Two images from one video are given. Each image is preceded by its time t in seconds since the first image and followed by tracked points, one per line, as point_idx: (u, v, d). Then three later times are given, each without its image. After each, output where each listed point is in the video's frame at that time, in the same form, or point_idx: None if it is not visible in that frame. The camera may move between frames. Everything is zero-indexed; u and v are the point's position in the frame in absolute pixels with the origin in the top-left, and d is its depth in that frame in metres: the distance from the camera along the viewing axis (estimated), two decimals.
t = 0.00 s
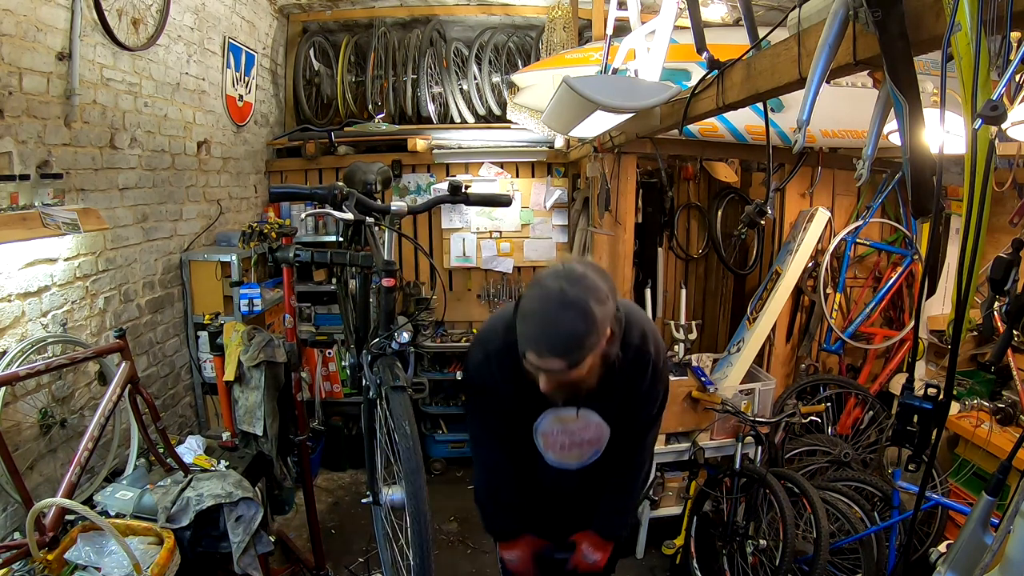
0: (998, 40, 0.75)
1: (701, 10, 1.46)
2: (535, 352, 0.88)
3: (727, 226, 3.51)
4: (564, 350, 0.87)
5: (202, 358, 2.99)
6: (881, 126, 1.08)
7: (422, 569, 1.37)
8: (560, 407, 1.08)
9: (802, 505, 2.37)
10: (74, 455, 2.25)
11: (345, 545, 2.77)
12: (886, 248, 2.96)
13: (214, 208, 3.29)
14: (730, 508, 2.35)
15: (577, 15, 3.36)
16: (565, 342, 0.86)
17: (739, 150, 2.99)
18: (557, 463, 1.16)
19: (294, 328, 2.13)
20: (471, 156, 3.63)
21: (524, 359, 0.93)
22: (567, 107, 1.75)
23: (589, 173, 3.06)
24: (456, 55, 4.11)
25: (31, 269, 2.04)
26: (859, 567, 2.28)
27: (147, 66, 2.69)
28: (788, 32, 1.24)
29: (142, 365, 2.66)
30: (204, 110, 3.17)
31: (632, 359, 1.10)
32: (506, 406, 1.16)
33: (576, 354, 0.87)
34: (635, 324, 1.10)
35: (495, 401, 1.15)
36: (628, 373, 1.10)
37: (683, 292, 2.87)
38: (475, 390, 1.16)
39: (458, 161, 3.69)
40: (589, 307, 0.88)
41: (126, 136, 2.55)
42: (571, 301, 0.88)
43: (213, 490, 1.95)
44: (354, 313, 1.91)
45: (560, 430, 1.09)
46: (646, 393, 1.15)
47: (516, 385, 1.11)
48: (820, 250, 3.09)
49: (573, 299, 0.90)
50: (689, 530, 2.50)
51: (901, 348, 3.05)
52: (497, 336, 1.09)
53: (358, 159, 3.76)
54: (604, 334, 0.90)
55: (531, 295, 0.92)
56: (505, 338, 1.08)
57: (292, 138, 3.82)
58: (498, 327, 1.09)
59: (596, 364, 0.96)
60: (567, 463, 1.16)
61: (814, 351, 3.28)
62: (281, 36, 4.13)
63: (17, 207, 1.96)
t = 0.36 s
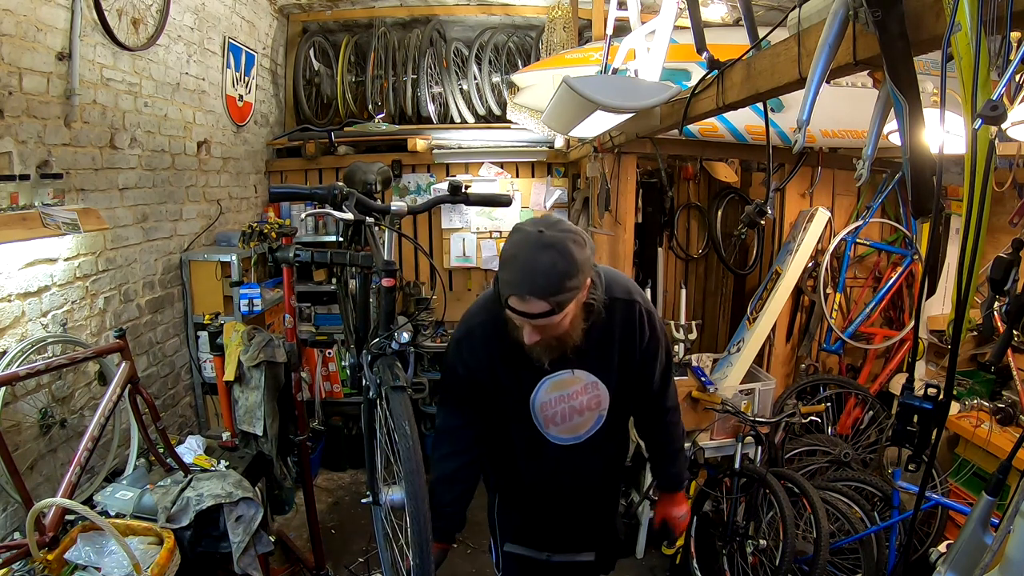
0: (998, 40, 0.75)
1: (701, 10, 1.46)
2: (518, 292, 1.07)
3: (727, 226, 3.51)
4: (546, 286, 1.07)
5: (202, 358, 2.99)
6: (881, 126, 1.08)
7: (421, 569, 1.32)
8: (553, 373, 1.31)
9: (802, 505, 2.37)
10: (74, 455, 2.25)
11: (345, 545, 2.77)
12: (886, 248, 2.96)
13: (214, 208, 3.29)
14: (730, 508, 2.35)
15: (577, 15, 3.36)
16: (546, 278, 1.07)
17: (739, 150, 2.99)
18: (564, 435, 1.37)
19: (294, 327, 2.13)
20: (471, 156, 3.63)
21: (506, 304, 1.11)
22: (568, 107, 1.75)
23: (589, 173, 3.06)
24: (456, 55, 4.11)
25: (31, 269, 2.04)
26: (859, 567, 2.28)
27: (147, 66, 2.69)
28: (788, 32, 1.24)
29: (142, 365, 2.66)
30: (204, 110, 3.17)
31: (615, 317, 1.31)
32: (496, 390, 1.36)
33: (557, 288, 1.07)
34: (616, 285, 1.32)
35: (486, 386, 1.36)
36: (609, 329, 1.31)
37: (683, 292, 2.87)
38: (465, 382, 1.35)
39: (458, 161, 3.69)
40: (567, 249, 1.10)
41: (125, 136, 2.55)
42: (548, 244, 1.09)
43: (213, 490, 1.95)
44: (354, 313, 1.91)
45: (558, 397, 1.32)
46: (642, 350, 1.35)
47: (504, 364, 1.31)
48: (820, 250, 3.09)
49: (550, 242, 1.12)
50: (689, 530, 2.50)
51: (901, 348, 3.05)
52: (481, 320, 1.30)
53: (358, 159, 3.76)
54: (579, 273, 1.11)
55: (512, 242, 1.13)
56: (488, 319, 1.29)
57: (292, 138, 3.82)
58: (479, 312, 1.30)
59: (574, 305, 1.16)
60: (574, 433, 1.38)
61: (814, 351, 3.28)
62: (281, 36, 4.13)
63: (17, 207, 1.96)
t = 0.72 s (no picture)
0: (998, 40, 0.75)
1: (701, 10, 1.46)
2: (525, 281, 1.08)
3: (727, 226, 3.51)
4: (555, 275, 1.07)
5: (202, 358, 2.99)
6: (881, 127, 1.08)
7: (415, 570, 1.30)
8: (553, 372, 1.31)
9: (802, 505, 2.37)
10: (74, 455, 2.25)
11: (345, 545, 2.77)
12: (886, 248, 2.97)
13: (214, 208, 3.29)
14: (730, 508, 2.35)
15: (577, 15, 3.36)
16: (553, 267, 1.07)
17: (739, 150, 2.99)
18: (565, 435, 1.38)
19: (294, 328, 2.13)
20: (471, 156, 3.63)
21: (512, 295, 1.12)
22: (568, 108, 1.75)
23: (589, 173, 3.06)
24: (456, 55, 4.11)
25: (31, 269, 2.04)
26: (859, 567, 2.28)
27: (147, 66, 2.69)
28: (788, 32, 1.24)
29: (142, 365, 2.66)
30: (204, 110, 3.17)
31: (614, 312, 1.34)
32: (494, 391, 1.36)
33: (564, 278, 1.08)
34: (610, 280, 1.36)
35: (484, 388, 1.35)
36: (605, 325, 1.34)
37: (683, 292, 2.87)
38: (463, 385, 1.35)
39: (458, 161, 3.69)
40: (573, 238, 1.11)
41: (125, 136, 2.55)
42: (556, 232, 1.10)
43: (213, 490, 1.95)
44: (354, 313, 1.91)
45: (559, 396, 1.32)
46: (636, 344, 1.40)
47: (503, 364, 1.32)
48: (820, 250, 3.09)
49: (558, 231, 1.12)
50: (689, 530, 2.50)
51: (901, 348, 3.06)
52: (480, 315, 1.30)
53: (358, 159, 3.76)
54: (586, 263, 1.12)
55: (519, 230, 1.14)
56: (486, 316, 1.30)
57: (292, 138, 3.82)
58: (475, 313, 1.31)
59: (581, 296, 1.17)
60: (574, 432, 1.38)
61: (813, 351, 3.28)
62: (281, 36, 4.13)
63: (17, 207, 1.96)
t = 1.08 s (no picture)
0: (998, 40, 0.75)
1: (701, 10, 1.46)
2: (518, 291, 1.08)
3: (727, 226, 3.51)
4: (548, 284, 1.07)
5: (202, 358, 2.99)
6: (881, 126, 1.08)
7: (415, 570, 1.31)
8: (551, 377, 1.31)
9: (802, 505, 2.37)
10: (74, 455, 2.25)
11: (345, 545, 2.77)
12: (886, 248, 2.97)
13: (214, 208, 3.29)
14: (730, 508, 2.34)
15: (577, 15, 3.36)
16: (547, 277, 1.07)
17: (739, 150, 2.99)
18: (566, 439, 1.38)
19: (294, 327, 2.14)
20: (471, 156, 3.63)
21: (506, 306, 1.12)
22: (568, 108, 1.75)
23: (589, 173, 3.06)
24: (456, 55, 4.11)
25: (31, 269, 2.04)
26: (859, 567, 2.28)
27: (147, 66, 2.69)
28: (788, 32, 1.24)
29: (142, 365, 2.66)
30: (204, 110, 3.17)
31: (608, 313, 1.35)
32: (491, 396, 1.36)
33: (558, 286, 1.08)
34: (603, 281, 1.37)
35: (479, 395, 1.36)
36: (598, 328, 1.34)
37: (683, 292, 2.87)
38: (459, 391, 1.35)
39: (458, 161, 3.69)
40: (566, 246, 1.11)
41: (125, 136, 2.55)
42: (548, 240, 1.10)
43: (213, 490, 1.95)
44: (354, 313, 1.91)
45: (559, 400, 1.33)
46: (632, 343, 1.40)
47: (497, 371, 1.32)
48: (820, 250, 3.09)
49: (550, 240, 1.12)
50: (690, 530, 2.50)
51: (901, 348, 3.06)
52: (474, 323, 1.31)
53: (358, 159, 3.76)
54: (578, 271, 1.12)
55: (510, 240, 1.14)
56: (479, 323, 1.30)
57: (292, 138, 3.82)
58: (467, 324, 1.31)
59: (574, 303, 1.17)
60: (575, 435, 1.38)
61: (814, 351, 3.28)
62: (281, 36, 4.13)
63: (17, 207, 1.96)
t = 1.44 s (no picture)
0: (998, 40, 0.75)
1: (701, 10, 1.46)
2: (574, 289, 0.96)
3: (727, 226, 3.51)
4: (600, 280, 0.95)
5: (202, 358, 2.99)
6: (881, 126, 1.08)
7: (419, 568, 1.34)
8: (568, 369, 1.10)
9: (802, 505, 2.37)
10: (74, 455, 2.25)
11: (345, 545, 2.77)
12: (886, 248, 2.97)
13: (214, 208, 3.29)
14: (730, 508, 2.34)
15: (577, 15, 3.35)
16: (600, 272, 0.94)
17: (739, 150, 2.99)
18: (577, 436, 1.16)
19: (294, 327, 2.14)
20: (471, 156, 3.63)
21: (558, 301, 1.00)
22: (568, 108, 1.75)
23: (589, 173, 3.06)
24: (456, 55, 4.11)
25: (30, 269, 2.04)
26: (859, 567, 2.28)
27: (147, 66, 2.69)
28: (788, 32, 1.24)
29: (142, 365, 2.66)
30: (204, 110, 3.17)
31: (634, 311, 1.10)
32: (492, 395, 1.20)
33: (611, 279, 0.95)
34: (641, 284, 1.10)
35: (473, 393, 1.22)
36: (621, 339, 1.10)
37: (683, 292, 2.87)
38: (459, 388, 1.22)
39: (458, 161, 3.69)
40: (613, 235, 0.96)
41: (125, 136, 2.55)
42: (595, 232, 0.95)
43: (213, 490, 1.95)
44: (353, 313, 1.91)
45: (573, 393, 1.12)
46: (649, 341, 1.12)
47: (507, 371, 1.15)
48: (820, 251, 3.10)
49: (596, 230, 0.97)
50: (690, 530, 2.49)
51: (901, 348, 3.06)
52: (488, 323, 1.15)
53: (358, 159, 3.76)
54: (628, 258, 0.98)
55: (551, 236, 0.97)
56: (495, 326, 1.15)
57: (292, 138, 3.82)
58: (484, 329, 1.13)
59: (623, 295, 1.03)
60: (588, 435, 1.16)
61: (813, 351, 3.28)
62: (281, 36, 4.13)
63: (17, 207, 1.96)
